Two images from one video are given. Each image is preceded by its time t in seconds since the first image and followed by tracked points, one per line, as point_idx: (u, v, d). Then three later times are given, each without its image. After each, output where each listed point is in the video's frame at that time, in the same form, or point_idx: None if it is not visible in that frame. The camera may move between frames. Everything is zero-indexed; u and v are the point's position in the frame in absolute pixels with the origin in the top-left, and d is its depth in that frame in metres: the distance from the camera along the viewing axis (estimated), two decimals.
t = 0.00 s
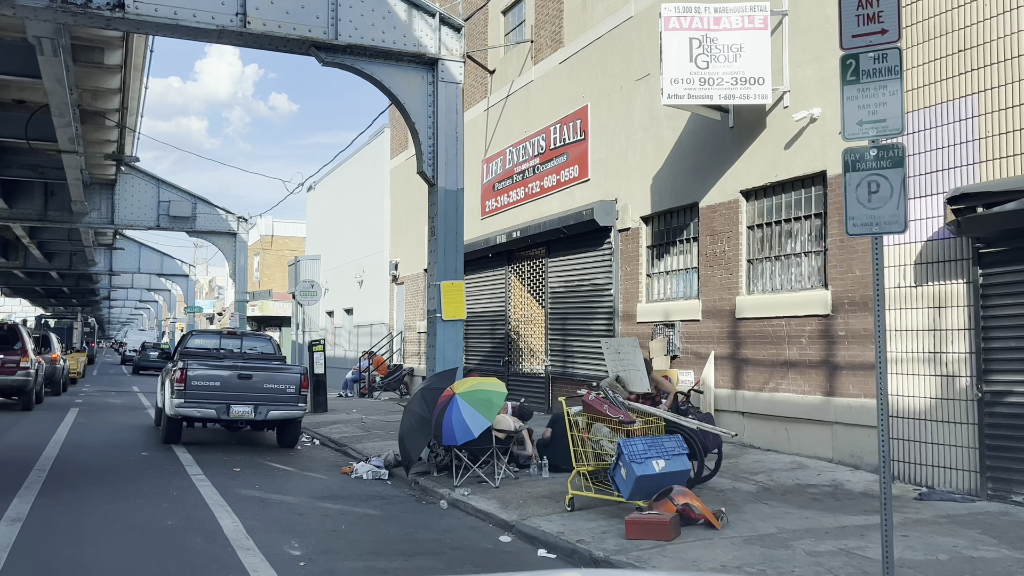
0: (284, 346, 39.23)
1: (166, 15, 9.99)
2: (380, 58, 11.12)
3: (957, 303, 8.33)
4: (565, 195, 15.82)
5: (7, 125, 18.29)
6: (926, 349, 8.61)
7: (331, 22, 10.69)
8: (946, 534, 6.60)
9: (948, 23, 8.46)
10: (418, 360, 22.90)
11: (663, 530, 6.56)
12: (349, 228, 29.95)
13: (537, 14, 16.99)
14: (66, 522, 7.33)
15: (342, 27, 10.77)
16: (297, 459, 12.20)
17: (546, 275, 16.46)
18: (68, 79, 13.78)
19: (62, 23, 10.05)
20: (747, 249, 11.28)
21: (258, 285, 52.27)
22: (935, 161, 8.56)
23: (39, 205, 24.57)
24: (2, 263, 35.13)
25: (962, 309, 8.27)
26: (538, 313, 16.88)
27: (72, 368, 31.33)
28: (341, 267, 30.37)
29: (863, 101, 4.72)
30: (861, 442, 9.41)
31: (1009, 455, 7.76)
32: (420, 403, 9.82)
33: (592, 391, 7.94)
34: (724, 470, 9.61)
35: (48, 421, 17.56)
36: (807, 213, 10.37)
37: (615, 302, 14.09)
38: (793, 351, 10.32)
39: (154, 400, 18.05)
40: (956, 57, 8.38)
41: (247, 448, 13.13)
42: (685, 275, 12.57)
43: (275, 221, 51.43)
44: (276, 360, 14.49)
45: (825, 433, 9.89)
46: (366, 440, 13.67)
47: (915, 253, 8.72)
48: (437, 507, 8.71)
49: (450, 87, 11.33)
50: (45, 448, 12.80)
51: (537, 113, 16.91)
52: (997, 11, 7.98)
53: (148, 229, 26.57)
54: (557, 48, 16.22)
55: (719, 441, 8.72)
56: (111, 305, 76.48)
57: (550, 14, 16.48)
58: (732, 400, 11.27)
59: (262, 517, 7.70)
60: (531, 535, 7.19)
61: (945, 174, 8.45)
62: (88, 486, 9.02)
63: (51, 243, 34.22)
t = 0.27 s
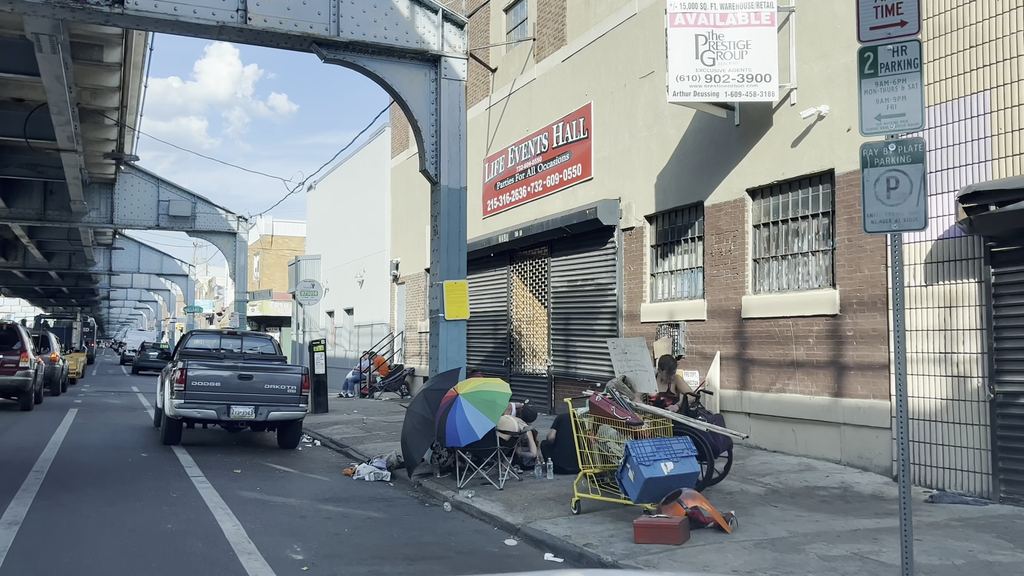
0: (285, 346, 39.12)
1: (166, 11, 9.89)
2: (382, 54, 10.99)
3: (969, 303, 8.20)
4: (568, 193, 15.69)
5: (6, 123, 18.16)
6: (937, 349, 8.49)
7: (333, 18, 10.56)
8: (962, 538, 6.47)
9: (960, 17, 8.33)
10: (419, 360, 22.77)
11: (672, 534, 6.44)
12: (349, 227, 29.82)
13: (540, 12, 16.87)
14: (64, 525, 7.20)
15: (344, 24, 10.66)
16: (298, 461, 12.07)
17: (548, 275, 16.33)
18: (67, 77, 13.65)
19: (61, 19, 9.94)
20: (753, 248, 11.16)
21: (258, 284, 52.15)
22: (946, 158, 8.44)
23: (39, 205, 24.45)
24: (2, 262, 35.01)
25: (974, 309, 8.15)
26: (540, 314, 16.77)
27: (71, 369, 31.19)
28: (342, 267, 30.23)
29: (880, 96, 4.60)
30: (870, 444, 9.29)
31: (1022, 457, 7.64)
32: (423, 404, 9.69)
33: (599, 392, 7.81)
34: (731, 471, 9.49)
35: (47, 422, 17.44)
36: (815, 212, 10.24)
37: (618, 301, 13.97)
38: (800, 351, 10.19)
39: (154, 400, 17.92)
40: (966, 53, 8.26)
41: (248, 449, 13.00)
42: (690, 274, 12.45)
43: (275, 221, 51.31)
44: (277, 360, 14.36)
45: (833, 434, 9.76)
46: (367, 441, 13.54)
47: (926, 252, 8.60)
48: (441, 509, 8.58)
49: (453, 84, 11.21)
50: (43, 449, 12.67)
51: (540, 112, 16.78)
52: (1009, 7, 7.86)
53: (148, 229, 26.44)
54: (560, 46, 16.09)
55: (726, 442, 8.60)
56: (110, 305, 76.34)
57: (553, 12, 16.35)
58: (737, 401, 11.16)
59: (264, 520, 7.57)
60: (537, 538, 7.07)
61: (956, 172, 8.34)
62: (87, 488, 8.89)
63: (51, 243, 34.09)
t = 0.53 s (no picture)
0: (285, 346, 39.01)
1: (165, 7, 9.79)
2: (384, 51, 10.87)
3: (980, 302, 8.09)
4: (570, 192, 15.57)
5: (5, 122, 18.04)
6: (947, 350, 8.38)
7: (335, 14, 10.44)
8: (976, 542, 6.34)
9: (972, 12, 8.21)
10: (420, 361, 22.66)
11: (682, 537, 6.32)
12: (349, 227, 29.70)
13: (542, 9, 16.75)
14: (61, 529, 7.08)
15: (345, 20, 10.54)
16: (299, 462, 11.95)
17: (551, 275, 16.22)
18: (66, 75, 13.54)
19: (59, 15, 9.83)
20: (759, 247, 11.04)
21: (258, 284, 52.04)
22: (956, 155, 8.33)
23: (37, 204, 24.34)
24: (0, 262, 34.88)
25: (985, 309, 8.03)
26: (542, 314, 16.65)
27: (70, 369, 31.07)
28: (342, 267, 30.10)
29: (899, 90, 4.49)
30: (879, 445, 9.17)
31: None
32: (426, 405, 9.57)
33: (605, 393, 7.69)
34: (738, 473, 9.37)
35: (46, 422, 17.32)
36: (822, 210, 10.13)
37: (622, 301, 13.85)
38: (807, 351, 10.08)
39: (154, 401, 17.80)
40: (978, 49, 8.14)
41: (248, 450, 12.88)
42: (694, 274, 12.33)
43: (275, 221, 51.20)
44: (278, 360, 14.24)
45: (840, 436, 9.65)
46: (368, 442, 13.42)
47: (936, 251, 8.49)
48: (444, 512, 8.47)
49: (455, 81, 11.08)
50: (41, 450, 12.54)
51: (542, 110, 16.66)
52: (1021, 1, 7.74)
53: (147, 228, 26.30)
54: (563, 44, 15.97)
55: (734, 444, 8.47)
56: (109, 305, 76.20)
57: (556, 9, 16.22)
58: (743, 402, 11.04)
59: (265, 523, 7.45)
60: (543, 542, 6.95)
61: (966, 170, 8.23)
62: (85, 490, 8.77)
63: (50, 242, 33.98)
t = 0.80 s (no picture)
0: (284, 346, 38.89)
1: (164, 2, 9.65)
2: (386, 48, 10.75)
3: (992, 301, 7.96)
4: (573, 191, 15.45)
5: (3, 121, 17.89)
6: (958, 350, 8.26)
7: (336, 10, 10.32)
8: (992, 546, 6.22)
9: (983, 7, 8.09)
10: (421, 361, 22.53)
11: (691, 542, 6.19)
12: (349, 227, 29.57)
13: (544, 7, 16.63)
14: (59, 532, 6.95)
15: (347, 16, 10.41)
16: (300, 463, 11.82)
17: (553, 274, 16.10)
18: (64, 73, 13.39)
19: (56, 10, 9.69)
20: (765, 246, 10.92)
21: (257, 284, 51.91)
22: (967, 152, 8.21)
23: (36, 203, 24.20)
24: None
25: (998, 309, 7.91)
26: (544, 314, 16.53)
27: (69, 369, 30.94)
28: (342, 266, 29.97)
29: (919, 83, 4.37)
30: (888, 447, 9.05)
31: None
32: (429, 406, 9.44)
33: (612, 394, 7.57)
34: (745, 475, 9.25)
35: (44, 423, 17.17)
36: (829, 209, 10.01)
37: (625, 300, 13.73)
38: (814, 351, 9.96)
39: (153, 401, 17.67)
40: (990, 44, 8.02)
41: (248, 451, 12.75)
42: (699, 273, 12.21)
43: (274, 220, 51.08)
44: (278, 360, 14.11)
45: (849, 437, 9.52)
46: (369, 442, 13.30)
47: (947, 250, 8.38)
48: (448, 514, 8.34)
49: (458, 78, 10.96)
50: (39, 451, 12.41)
51: (544, 108, 16.54)
52: None
53: (146, 228, 26.15)
54: (565, 42, 15.85)
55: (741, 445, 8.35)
56: (109, 305, 76.07)
57: (558, 7, 16.10)
58: (749, 403, 10.92)
59: (266, 527, 7.32)
60: (549, 546, 6.83)
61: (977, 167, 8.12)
62: (83, 493, 8.63)
63: (49, 242, 33.85)
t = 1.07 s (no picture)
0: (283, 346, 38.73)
1: None
2: (388, 44, 10.61)
3: (1004, 301, 7.84)
4: (575, 190, 15.32)
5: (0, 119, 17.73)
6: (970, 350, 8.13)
7: (338, 5, 10.18)
8: (1009, 550, 6.09)
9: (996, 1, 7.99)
10: (421, 361, 22.40)
11: (702, 546, 6.06)
12: (349, 226, 29.43)
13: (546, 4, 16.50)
14: (55, 536, 6.81)
15: (348, 11, 10.27)
16: (300, 465, 11.69)
17: (555, 274, 15.96)
18: (61, 70, 13.23)
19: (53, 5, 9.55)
20: (771, 245, 10.79)
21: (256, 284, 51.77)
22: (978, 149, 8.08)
23: (34, 202, 24.05)
24: None
25: (1011, 309, 7.79)
26: (547, 313, 16.40)
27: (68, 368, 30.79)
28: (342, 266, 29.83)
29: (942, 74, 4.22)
30: (897, 448, 8.93)
31: None
32: (431, 406, 9.31)
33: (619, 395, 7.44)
34: (753, 477, 9.12)
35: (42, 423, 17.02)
36: (837, 207, 9.89)
37: (628, 300, 13.60)
38: (822, 351, 9.83)
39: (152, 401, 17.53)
40: (1002, 39, 7.89)
41: (248, 452, 12.61)
42: (704, 273, 12.08)
43: (274, 220, 50.91)
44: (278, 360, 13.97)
45: (857, 438, 9.40)
46: (371, 443, 13.16)
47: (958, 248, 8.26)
48: (451, 517, 8.21)
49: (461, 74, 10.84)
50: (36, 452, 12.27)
51: (546, 106, 16.40)
52: None
53: (145, 227, 25.98)
54: (567, 39, 15.72)
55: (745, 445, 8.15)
56: (108, 305, 75.92)
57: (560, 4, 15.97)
58: (755, 403, 10.80)
59: (266, 530, 7.18)
60: (556, 550, 6.69)
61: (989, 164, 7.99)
62: (80, 495, 8.49)
63: (48, 241, 33.70)
